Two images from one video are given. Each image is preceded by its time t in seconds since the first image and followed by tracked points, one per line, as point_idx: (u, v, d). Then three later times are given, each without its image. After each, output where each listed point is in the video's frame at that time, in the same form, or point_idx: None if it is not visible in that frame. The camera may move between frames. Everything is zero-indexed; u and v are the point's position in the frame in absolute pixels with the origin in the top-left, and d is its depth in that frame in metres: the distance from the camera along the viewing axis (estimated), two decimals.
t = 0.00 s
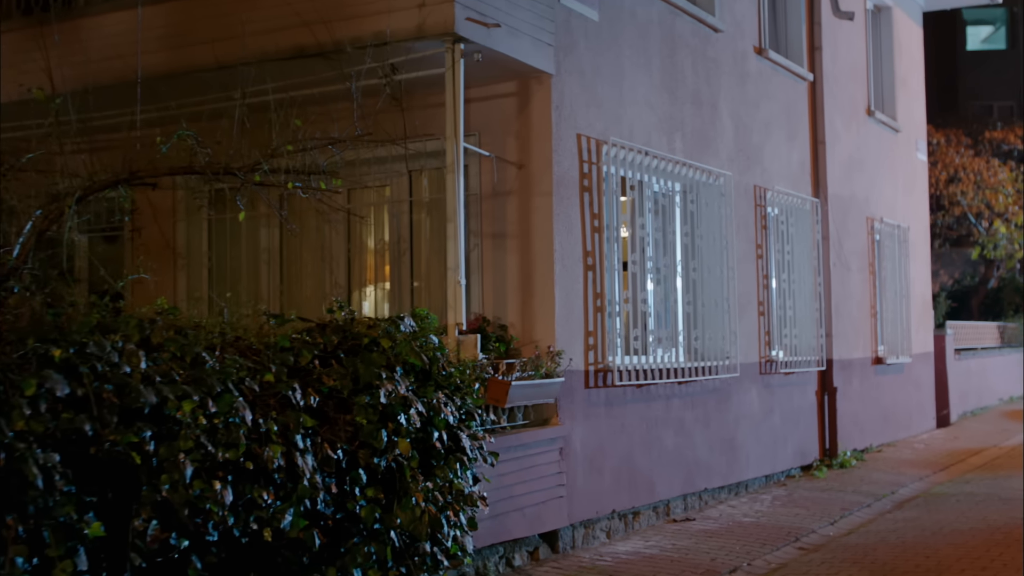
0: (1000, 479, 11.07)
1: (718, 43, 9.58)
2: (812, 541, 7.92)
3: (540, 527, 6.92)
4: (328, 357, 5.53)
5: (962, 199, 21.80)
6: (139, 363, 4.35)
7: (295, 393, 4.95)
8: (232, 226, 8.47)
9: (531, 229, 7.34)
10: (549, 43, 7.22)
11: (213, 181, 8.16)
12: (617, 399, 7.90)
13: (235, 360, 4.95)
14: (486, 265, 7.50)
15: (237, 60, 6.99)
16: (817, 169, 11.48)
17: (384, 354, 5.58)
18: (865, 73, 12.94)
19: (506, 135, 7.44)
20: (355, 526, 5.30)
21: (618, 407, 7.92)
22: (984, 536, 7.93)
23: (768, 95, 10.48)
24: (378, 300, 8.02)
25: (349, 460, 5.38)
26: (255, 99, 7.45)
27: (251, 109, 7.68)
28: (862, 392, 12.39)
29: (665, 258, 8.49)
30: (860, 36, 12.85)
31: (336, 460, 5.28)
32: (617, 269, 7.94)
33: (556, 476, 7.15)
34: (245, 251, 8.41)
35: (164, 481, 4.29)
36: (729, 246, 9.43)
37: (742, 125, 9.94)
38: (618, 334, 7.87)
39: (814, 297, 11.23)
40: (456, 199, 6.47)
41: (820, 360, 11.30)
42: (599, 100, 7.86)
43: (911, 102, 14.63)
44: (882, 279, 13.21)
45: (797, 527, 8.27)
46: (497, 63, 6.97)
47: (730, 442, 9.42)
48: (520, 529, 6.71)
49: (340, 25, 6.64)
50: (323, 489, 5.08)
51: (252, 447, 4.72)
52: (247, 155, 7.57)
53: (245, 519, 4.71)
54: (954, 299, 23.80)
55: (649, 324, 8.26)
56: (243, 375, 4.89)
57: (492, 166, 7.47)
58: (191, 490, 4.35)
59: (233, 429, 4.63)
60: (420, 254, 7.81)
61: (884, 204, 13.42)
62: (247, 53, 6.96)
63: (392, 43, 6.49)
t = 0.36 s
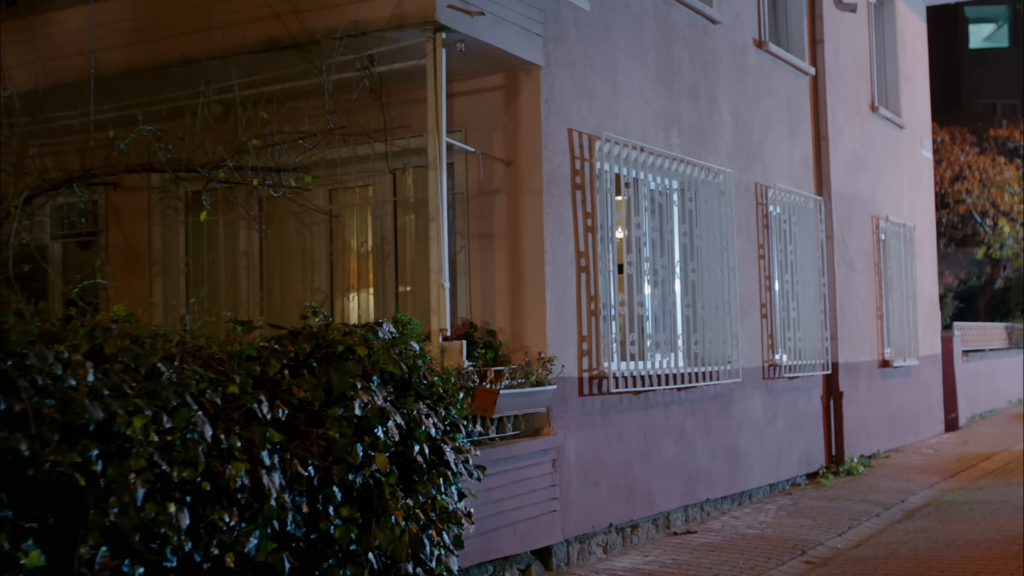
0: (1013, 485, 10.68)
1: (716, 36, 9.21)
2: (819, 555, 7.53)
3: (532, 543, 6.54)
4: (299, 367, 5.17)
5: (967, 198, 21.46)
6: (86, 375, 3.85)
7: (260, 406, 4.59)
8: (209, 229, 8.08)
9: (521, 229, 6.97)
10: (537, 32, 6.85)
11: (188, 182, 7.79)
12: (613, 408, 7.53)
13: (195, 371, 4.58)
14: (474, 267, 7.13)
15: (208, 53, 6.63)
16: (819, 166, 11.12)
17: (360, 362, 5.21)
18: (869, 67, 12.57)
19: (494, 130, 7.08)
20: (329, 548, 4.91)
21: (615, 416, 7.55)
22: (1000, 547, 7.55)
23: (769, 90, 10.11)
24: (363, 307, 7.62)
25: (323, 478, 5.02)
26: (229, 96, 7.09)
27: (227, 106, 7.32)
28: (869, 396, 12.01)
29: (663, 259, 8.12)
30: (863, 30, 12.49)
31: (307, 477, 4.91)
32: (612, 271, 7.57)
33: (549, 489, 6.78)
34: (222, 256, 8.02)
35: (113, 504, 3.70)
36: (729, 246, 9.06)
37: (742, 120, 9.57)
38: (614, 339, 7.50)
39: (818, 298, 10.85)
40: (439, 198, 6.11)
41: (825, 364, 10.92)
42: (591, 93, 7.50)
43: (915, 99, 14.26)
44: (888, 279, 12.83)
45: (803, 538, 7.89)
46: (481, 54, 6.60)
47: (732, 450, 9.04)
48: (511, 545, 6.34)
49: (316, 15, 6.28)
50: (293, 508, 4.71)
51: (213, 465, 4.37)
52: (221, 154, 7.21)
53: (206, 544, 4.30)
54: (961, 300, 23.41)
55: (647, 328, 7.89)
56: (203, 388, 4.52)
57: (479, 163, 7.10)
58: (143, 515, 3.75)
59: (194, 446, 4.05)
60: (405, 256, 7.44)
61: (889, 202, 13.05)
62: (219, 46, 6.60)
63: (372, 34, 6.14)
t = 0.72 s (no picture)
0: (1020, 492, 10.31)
1: (712, 25, 8.85)
2: (821, 568, 7.16)
3: (518, 558, 6.17)
4: (262, 373, 4.80)
5: (969, 196, 21.24)
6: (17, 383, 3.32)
7: (216, 415, 4.22)
8: (181, 226, 7.69)
9: (505, 224, 6.59)
10: (521, 17, 6.48)
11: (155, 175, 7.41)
12: (603, 413, 7.15)
13: (144, 377, 4.18)
14: (457, 265, 6.76)
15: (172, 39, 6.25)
16: (820, 162, 10.76)
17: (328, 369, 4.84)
18: (870, 61, 12.21)
19: (477, 121, 6.71)
20: (294, 567, 4.59)
21: (606, 422, 7.17)
22: (1012, 561, 7.17)
23: (767, 82, 9.75)
24: (339, 308, 7.15)
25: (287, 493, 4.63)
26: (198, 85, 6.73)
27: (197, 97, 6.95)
28: (871, 400, 11.64)
29: (657, 257, 7.75)
30: (864, 22, 12.13)
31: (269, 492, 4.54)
32: (603, 270, 7.19)
33: (536, 500, 6.40)
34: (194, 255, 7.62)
35: (46, 527, 3.23)
36: (727, 244, 8.69)
37: (740, 113, 9.21)
38: (605, 341, 7.13)
39: (818, 298, 10.48)
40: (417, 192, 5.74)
41: (826, 367, 10.54)
42: (581, 83, 7.13)
43: (917, 94, 13.91)
44: (890, 279, 12.46)
45: (805, 550, 7.51)
46: (462, 39, 6.22)
47: (730, 457, 8.67)
48: (495, 561, 5.97)
49: None
50: (252, 527, 4.33)
51: (160, 480, 3.84)
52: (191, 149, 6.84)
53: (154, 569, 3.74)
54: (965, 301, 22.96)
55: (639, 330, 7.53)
56: (153, 396, 4.12)
57: (461, 155, 6.73)
58: (80, 537, 3.27)
59: (142, 460, 3.53)
60: (385, 253, 7.04)
61: (891, 199, 12.69)
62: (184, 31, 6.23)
63: (345, 18, 5.77)
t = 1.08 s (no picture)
0: None
1: (718, 17, 8.48)
2: None
3: None
4: (229, 384, 4.43)
5: (984, 196, 21.38)
6: None
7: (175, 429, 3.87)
8: (162, 228, 7.33)
9: (499, 224, 6.23)
10: (514, 3, 6.13)
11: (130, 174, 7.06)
12: (605, 422, 6.78)
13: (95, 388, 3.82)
14: (448, 267, 6.40)
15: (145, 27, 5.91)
16: (831, 160, 10.38)
17: (302, 378, 4.49)
18: (882, 56, 11.84)
19: (469, 115, 6.35)
20: None
21: (608, 432, 6.80)
22: None
23: (776, 77, 9.38)
24: (326, 314, 6.78)
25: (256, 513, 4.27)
26: (173, 78, 6.39)
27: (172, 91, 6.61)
28: (885, 406, 11.25)
29: (661, 258, 7.38)
30: (876, 16, 11.76)
31: (235, 513, 4.18)
32: (604, 272, 6.83)
33: (532, 516, 6.04)
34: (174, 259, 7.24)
35: None
36: (735, 245, 8.31)
37: (748, 109, 8.84)
38: (607, 347, 6.75)
39: (831, 301, 10.10)
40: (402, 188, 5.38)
41: (839, 372, 10.16)
42: (579, 75, 6.77)
43: (930, 91, 13.53)
44: (904, 281, 12.07)
45: (819, 567, 7.13)
46: (451, 27, 5.87)
47: (739, 467, 8.29)
48: None
49: None
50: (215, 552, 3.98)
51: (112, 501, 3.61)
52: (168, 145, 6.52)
53: None
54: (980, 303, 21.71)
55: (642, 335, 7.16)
56: (106, 409, 3.77)
57: (452, 151, 6.38)
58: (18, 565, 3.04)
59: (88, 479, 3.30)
60: (374, 255, 6.69)
61: (905, 199, 12.30)
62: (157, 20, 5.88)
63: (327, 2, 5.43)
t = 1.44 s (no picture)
0: None
1: (731, 9, 8.11)
2: None
3: None
4: (197, 396, 4.09)
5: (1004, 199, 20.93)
6: None
7: (136, 447, 3.47)
8: (146, 229, 6.99)
9: (498, 224, 5.88)
10: None
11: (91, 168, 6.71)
12: (611, 435, 6.41)
13: (44, 400, 3.45)
14: (444, 270, 6.05)
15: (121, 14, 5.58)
16: (849, 160, 10.00)
17: (277, 390, 4.14)
18: (902, 53, 11.45)
19: (468, 108, 6.00)
20: None
21: (614, 445, 6.43)
22: None
23: (792, 73, 9.01)
24: (317, 320, 6.43)
25: (224, 536, 3.92)
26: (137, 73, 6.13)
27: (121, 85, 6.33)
28: (905, 415, 10.85)
29: (671, 261, 7.02)
30: (895, 11, 11.37)
31: (200, 538, 3.84)
32: (610, 276, 6.46)
33: (532, 535, 5.68)
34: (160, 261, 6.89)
35: None
36: (748, 248, 7.94)
37: (762, 106, 8.46)
38: (613, 355, 6.39)
39: (849, 306, 9.71)
40: (391, 185, 5.02)
41: (858, 380, 9.78)
42: (584, 67, 6.41)
43: (951, 90, 13.13)
44: (924, 286, 11.68)
45: None
46: (446, 13, 5.51)
47: (753, 481, 7.92)
48: None
49: None
50: None
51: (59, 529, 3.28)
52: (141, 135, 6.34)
53: None
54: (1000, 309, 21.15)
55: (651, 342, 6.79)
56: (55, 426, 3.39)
57: (448, 147, 6.04)
58: None
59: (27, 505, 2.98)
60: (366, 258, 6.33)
61: (925, 201, 11.91)
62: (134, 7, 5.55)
63: None
